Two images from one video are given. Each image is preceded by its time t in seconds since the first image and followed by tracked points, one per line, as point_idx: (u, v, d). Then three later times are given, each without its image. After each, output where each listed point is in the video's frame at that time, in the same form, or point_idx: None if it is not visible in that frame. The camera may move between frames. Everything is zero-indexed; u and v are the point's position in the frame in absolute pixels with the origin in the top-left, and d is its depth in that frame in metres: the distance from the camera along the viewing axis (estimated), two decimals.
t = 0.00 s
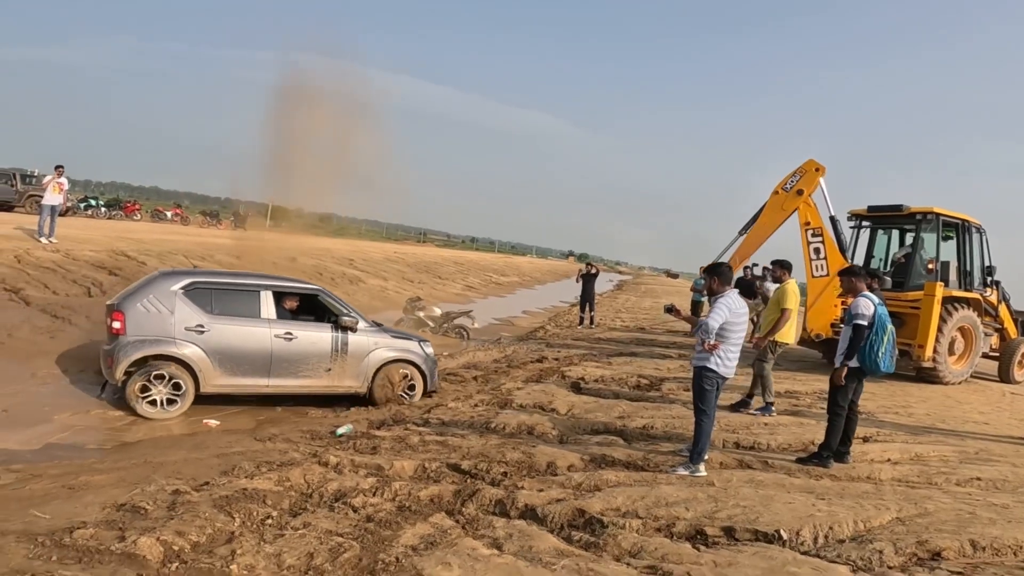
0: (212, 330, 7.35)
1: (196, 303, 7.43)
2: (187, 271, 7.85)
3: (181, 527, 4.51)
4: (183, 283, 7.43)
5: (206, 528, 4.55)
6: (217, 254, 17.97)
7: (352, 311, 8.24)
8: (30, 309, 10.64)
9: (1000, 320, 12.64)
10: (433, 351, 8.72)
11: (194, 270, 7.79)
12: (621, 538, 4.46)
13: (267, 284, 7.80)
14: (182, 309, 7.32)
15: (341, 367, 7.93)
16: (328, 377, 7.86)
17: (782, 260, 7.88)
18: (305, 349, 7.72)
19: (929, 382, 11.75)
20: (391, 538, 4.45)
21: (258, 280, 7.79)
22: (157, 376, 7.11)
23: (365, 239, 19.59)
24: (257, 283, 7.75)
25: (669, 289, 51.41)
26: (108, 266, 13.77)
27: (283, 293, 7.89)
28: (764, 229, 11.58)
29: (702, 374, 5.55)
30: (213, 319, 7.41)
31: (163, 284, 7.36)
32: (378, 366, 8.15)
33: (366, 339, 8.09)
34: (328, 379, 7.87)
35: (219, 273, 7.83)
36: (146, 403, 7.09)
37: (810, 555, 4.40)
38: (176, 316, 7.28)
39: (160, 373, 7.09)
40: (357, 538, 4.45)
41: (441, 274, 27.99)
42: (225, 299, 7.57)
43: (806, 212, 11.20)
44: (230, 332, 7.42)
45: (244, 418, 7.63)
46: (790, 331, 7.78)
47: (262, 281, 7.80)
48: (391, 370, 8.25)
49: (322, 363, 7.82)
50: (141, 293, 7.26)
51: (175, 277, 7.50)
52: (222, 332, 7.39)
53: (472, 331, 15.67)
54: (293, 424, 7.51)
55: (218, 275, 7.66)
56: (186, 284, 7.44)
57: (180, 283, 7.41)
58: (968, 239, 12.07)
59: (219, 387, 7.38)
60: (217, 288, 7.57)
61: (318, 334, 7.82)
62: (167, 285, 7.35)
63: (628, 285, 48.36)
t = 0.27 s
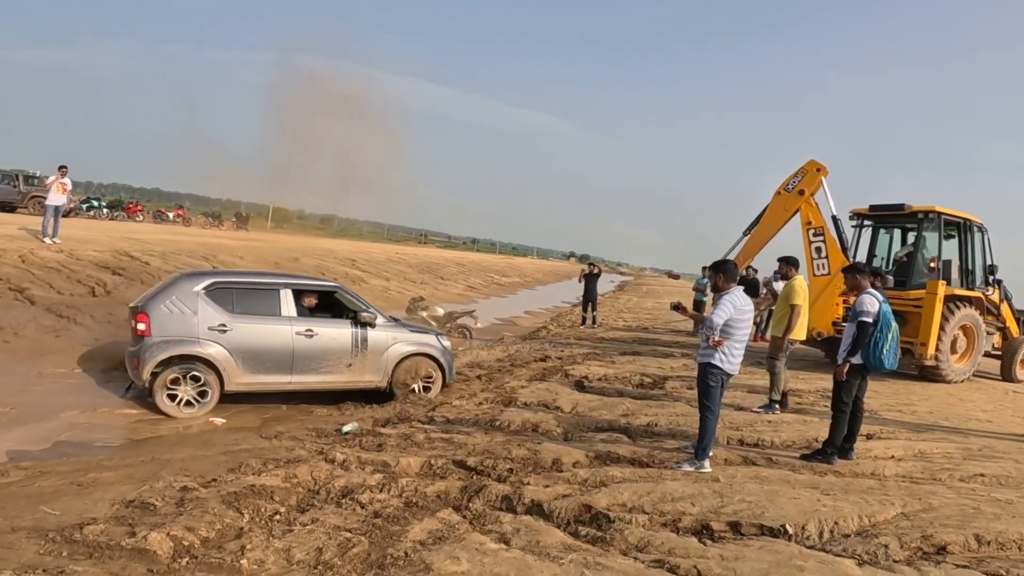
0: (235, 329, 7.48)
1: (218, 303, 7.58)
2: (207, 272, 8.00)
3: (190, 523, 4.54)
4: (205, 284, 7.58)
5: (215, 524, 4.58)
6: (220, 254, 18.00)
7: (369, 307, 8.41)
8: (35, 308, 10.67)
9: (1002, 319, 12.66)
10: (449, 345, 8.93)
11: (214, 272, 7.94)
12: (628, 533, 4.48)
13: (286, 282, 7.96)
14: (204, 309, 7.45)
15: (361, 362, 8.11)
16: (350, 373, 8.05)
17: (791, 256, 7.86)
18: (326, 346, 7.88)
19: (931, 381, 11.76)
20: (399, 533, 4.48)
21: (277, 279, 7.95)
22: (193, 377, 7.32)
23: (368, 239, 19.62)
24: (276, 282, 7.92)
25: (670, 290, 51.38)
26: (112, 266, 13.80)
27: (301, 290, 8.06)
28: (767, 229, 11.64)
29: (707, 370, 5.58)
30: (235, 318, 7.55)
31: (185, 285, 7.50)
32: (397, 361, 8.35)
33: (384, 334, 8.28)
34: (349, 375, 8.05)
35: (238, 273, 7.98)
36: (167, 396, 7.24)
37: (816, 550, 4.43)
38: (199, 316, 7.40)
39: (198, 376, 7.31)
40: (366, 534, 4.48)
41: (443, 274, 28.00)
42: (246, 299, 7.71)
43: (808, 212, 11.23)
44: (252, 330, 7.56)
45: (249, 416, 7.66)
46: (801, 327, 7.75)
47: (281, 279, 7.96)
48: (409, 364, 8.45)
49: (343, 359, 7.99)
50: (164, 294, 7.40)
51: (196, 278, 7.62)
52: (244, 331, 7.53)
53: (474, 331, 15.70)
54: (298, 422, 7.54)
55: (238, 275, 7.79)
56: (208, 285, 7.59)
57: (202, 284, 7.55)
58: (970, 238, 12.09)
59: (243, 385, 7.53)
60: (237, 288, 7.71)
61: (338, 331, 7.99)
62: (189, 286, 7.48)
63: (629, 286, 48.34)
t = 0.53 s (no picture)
0: (252, 330, 7.47)
1: (234, 304, 7.55)
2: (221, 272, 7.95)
3: (186, 524, 4.50)
4: (221, 285, 7.54)
5: (211, 525, 4.54)
6: (218, 254, 17.95)
7: (383, 305, 8.42)
8: (32, 309, 10.62)
9: (1001, 317, 12.62)
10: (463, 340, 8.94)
11: (227, 272, 7.89)
12: (627, 533, 4.45)
13: (300, 281, 7.95)
14: (222, 310, 7.43)
15: (377, 360, 8.13)
16: (365, 370, 8.06)
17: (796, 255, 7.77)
18: (341, 344, 7.89)
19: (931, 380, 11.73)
20: (396, 533, 4.44)
21: (291, 278, 7.93)
22: (218, 382, 7.39)
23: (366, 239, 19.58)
24: (291, 281, 7.90)
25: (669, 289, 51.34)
26: (110, 266, 13.75)
27: (315, 289, 8.06)
28: (768, 230, 11.63)
29: (706, 369, 5.54)
30: (252, 318, 7.53)
31: (201, 285, 7.46)
32: (412, 358, 8.36)
33: (399, 331, 8.28)
34: (365, 372, 8.06)
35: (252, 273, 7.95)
36: (183, 392, 7.24)
37: (816, 550, 4.40)
38: (216, 317, 7.37)
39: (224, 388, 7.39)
40: (362, 535, 4.44)
41: (442, 274, 27.95)
42: (262, 299, 7.70)
43: (807, 211, 11.19)
44: (268, 331, 7.55)
45: (247, 416, 7.62)
46: (807, 326, 7.65)
47: (295, 278, 7.95)
48: (424, 360, 8.46)
49: (358, 357, 8.01)
50: (181, 295, 7.35)
51: (212, 278, 7.59)
52: (261, 331, 7.52)
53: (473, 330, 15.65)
54: (296, 422, 7.51)
55: (254, 275, 7.77)
56: (224, 285, 7.55)
57: (218, 285, 7.52)
58: (970, 237, 12.06)
59: (261, 385, 7.55)
60: (252, 288, 7.69)
61: (353, 329, 7.99)
62: (206, 287, 7.44)
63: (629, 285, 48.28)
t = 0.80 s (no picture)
0: (264, 333, 7.44)
1: (246, 307, 7.51)
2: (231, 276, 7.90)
3: (164, 533, 4.34)
4: (233, 289, 7.50)
5: (191, 534, 4.38)
6: (212, 254, 17.81)
7: (393, 306, 8.39)
8: (21, 310, 10.47)
9: (1002, 317, 12.49)
10: (474, 339, 8.90)
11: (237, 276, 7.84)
12: (619, 542, 4.32)
13: (310, 284, 7.91)
14: (234, 314, 7.39)
15: (389, 361, 8.09)
16: (377, 372, 8.03)
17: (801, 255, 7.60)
18: (354, 346, 7.86)
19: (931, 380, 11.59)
20: (381, 543, 4.30)
21: (302, 281, 7.90)
22: (233, 394, 7.41)
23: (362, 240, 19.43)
24: (302, 284, 7.86)
25: (668, 289, 51.21)
26: (103, 267, 13.60)
27: (326, 291, 8.03)
28: (768, 231, 11.51)
29: (701, 372, 5.42)
30: (264, 321, 7.50)
31: (214, 290, 7.41)
32: (423, 359, 8.32)
33: (411, 332, 8.25)
34: (378, 373, 8.03)
35: (261, 276, 7.90)
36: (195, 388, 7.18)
37: (814, 559, 4.26)
38: (229, 321, 7.34)
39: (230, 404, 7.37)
40: (347, 544, 4.29)
41: (439, 274, 27.80)
42: (273, 302, 7.66)
43: (807, 211, 11.04)
44: (281, 334, 7.52)
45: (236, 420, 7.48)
46: (808, 327, 7.50)
47: (306, 281, 7.91)
48: (435, 361, 8.43)
49: (371, 358, 7.97)
50: (194, 300, 7.30)
51: (224, 282, 7.54)
52: (274, 335, 7.48)
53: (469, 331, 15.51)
54: (286, 426, 7.37)
55: (265, 279, 7.73)
56: (235, 289, 7.51)
57: (230, 289, 7.47)
58: (969, 236, 11.93)
59: (275, 388, 7.51)
60: (263, 291, 7.65)
61: (365, 331, 7.97)
62: (218, 291, 7.40)
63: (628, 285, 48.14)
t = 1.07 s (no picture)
0: (281, 338, 7.48)
1: (263, 312, 7.55)
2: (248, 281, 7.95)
3: (147, 546, 4.20)
4: (250, 293, 7.54)
5: (175, 547, 4.24)
6: (208, 256, 17.69)
7: (408, 309, 8.39)
8: (12, 315, 10.35)
9: (1003, 320, 12.39)
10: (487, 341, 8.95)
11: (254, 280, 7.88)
12: (614, 556, 4.21)
13: (327, 288, 7.92)
14: (251, 319, 7.43)
15: (405, 364, 8.11)
16: (394, 375, 8.05)
17: (808, 260, 7.47)
18: (369, 350, 7.89)
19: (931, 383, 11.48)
20: (370, 557, 4.19)
21: (319, 285, 7.91)
22: (245, 407, 7.41)
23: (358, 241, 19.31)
24: (318, 288, 7.87)
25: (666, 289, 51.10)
26: (96, 270, 13.47)
27: (343, 295, 8.03)
28: (769, 234, 11.42)
29: (699, 380, 5.32)
30: (280, 326, 7.53)
31: (231, 295, 7.47)
32: (439, 362, 8.36)
33: (426, 335, 8.27)
34: (394, 376, 8.06)
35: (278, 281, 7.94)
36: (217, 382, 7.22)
37: (814, 573, 4.16)
38: (246, 326, 7.38)
39: (232, 415, 7.31)
40: (335, 558, 4.17)
41: (437, 275, 27.68)
42: (289, 307, 7.69)
43: (807, 212, 10.93)
44: (297, 338, 7.56)
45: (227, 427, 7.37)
46: (813, 334, 7.38)
47: (322, 285, 7.92)
48: (450, 363, 8.47)
49: (387, 362, 8.00)
50: (211, 306, 7.36)
51: (240, 287, 7.58)
52: (290, 339, 7.52)
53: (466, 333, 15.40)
54: (278, 432, 7.27)
55: (281, 284, 7.77)
56: (253, 294, 7.55)
57: (247, 294, 7.52)
58: (971, 237, 11.83)
59: (292, 392, 7.56)
60: (279, 296, 7.67)
61: (381, 335, 7.99)
62: (235, 296, 7.45)
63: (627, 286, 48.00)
